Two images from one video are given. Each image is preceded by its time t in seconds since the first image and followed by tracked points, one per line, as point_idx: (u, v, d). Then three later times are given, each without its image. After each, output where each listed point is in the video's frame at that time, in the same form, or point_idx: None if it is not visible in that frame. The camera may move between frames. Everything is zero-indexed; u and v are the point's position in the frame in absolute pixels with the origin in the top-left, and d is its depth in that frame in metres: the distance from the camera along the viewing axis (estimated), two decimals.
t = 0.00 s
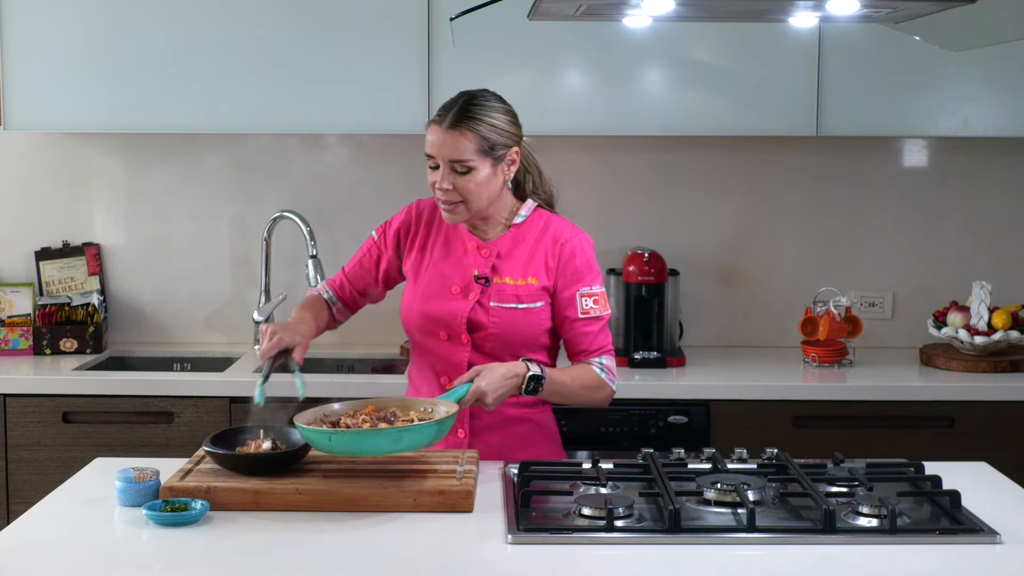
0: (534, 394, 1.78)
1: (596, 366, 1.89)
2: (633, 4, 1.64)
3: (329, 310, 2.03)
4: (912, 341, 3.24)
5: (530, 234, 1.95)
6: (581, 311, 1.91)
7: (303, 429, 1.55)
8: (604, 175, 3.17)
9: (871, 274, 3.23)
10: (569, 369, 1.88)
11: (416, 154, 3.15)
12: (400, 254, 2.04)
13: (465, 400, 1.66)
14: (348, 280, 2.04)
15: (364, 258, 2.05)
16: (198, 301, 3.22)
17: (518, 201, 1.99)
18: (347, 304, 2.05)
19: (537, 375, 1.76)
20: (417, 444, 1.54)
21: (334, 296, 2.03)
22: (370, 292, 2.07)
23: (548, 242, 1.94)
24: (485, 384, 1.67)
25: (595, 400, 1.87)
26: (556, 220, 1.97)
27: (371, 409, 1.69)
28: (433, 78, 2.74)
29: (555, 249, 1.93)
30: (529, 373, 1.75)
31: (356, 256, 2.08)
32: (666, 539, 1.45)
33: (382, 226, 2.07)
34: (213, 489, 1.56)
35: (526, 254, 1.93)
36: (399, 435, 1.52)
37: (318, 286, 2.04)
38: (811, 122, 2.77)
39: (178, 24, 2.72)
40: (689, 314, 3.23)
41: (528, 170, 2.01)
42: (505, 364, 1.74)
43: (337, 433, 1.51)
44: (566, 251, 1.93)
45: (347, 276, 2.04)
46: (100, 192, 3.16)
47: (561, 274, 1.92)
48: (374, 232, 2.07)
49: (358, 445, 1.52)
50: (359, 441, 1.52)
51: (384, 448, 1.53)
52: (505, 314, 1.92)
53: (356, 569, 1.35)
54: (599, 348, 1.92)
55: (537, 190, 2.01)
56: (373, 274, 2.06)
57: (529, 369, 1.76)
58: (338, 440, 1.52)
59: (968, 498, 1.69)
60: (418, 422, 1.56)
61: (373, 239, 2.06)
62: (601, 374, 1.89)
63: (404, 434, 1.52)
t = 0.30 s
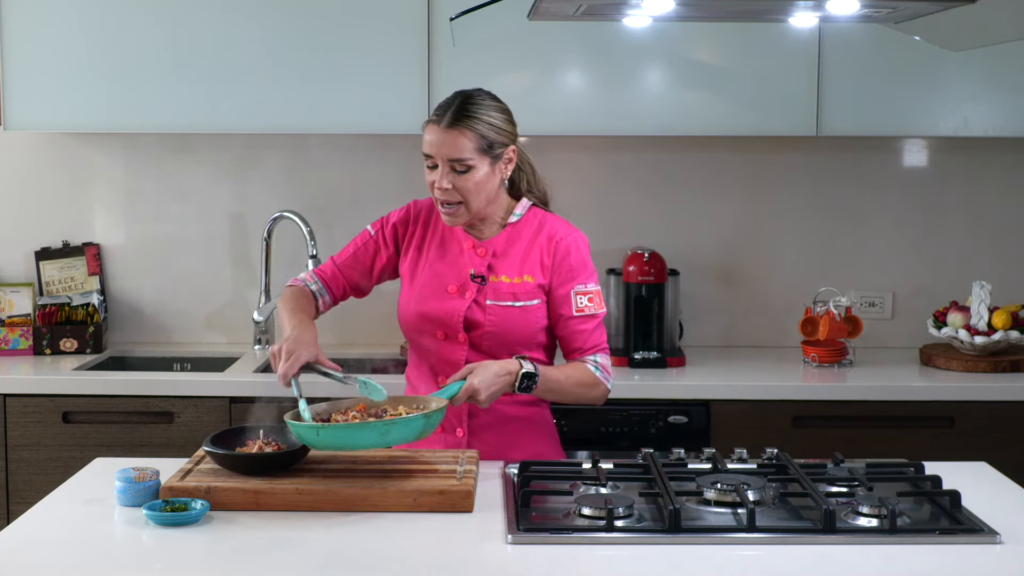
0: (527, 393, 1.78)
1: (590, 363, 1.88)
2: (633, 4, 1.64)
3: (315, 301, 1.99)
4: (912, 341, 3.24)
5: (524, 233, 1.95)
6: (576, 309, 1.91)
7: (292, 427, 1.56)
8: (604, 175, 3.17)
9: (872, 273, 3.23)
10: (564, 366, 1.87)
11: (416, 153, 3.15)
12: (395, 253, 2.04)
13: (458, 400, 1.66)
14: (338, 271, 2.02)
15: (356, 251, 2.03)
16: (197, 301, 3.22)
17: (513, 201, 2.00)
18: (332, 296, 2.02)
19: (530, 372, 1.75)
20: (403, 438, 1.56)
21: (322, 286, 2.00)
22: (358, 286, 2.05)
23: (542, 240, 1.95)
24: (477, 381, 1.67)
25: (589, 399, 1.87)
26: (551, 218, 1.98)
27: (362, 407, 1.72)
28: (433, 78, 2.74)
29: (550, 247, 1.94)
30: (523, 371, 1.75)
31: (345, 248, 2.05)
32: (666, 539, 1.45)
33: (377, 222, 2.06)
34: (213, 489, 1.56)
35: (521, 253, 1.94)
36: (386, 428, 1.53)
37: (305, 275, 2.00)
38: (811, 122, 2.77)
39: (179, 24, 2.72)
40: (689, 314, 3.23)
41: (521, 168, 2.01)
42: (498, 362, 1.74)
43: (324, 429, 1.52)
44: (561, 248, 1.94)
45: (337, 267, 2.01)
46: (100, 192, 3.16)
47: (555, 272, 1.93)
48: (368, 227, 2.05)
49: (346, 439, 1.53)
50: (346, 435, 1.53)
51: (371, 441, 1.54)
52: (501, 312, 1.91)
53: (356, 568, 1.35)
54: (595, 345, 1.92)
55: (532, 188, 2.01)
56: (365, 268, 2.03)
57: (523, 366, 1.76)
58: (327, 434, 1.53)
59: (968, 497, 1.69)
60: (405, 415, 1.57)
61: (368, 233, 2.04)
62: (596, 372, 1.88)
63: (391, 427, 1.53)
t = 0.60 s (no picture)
0: (523, 391, 1.78)
1: (587, 362, 1.88)
2: (633, 4, 1.64)
3: (309, 299, 1.99)
4: (912, 341, 3.24)
5: (521, 233, 1.95)
6: (572, 308, 1.91)
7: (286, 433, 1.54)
8: (605, 175, 3.17)
9: (872, 273, 3.23)
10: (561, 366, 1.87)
11: (416, 153, 3.15)
12: (392, 252, 2.03)
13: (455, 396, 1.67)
14: (332, 270, 2.00)
15: (352, 250, 2.01)
16: (198, 301, 3.22)
17: (509, 200, 2.00)
18: (328, 295, 2.01)
19: (527, 370, 1.76)
20: (396, 438, 1.55)
21: (316, 285, 1.99)
22: (352, 285, 2.04)
23: (539, 239, 1.94)
24: (474, 379, 1.68)
25: (589, 397, 1.86)
26: (548, 217, 1.98)
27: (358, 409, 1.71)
28: (433, 78, 2.74)
29: (546, 246, 1.94)
30: (519, 369, 1.75)
31: (342, 245, 2.03)
32: (666, 539, 1.45)
33: (373, 221, 2.04)
34: (213, 489, 1.56)
35: (518, 253, 1.93)
36: (379, 429, 1.53)
37: (299, 274, 1.99)
38: (811, 122, 2.77)
39: (178, 24, 2.72)
40: (688, 314, 3.24)
41: (518, 168, 2.02)
42: (495, 363, 1.74)
43: (318, 433, 1.51)
44: (558, 248, 1.94)
45: (332, 265, 2.00)
46: (100, 192, 3.16)
47: (552, 272, 1.93)
48: (365, 226, 2.04)
49: (339, 443, 1.52)
50: (340, 438, 1.52)
51: (364, 443, 1.53)
52: (499, 312, 1.92)
53: (356, 568, 1.35)
54: (592, 344, 1.92)
55: (527, 188, 2.02)
56: (360, 267, 2.02)
57: (518, 365, 1.76)
58: (319, 439, 1.51)
59: (968, 497, 1.69)
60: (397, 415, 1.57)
61: (364, 232, 2.03)
62: (593, 371, 1.88)
63: (384, 428, 1.53)
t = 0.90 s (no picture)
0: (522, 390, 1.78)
1: (586, 361, 1.88)
2: (633, 4, 1.64)
3: (310, 304, 1.98)
4: (912, 341, 3.24)
5: (519, 233, 1.95)
6: (570, 308, 1.91)
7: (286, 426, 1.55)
8: (605, 175, 3.17)
9: (872, 274, 3.23)
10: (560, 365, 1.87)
11: (416, 153, 3.15)
12: (391, 253, 2.03)
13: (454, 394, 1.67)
14: (332, 273, 2.00)
15: (351, 253, 2.01)
16: (198, 301, 3.22)
17: (507, 201, 2.00)
18: (327, 298, 2.01)
19: (526, 369, 1.76)
20: (395, 436, 1.55)
21: (316, 288, 1.99)
22: (351, 288, 2.03)
23: (537, 239, 1.94)
24: (473, 378, 1.68)
25: (587, 397, 1.86)
26: (546, 217, 1.98)
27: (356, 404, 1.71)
28: (433, 78, 2.74)
29: (545, 246, 1.94)
30: (519, 368, 1.76)
31: (341, 248, 2.03)
32: (666, 539, 1.45)
33: (372, 223, 2.04)
34: (213, 489, 1.56)
35: (517, 253, 1.94)
36: (377, 427, 1.52)
37: (299, 278, 1.98)
38: (811, 122, 2.77)
39: (178, 24, 2.72)
40: (688, 314, 3.24)
41: (516, 168, 2.01)
42: (493, 360, 1.74)
43: (317, 428, 1.51)
44: (556, 248, 1.94)
45: (331, 269, 2.00)
46: (100, 192, 3.16)
47: (550, 271, 1.93)
48: (363, 228, 2.04)
49: (336, 439, 1.52)
50: (338, 434, 1.52)
51: (362, 440, 1.53)
52: (498, 312, 1.92)
53: (356, 568, 1.35)
54: (590, 344, 1.92)
55: (526, 188, 2.02)
56: (359, 269, 2.02)
57: (518, 364, 1.77)
58: (318, 435, 1.52)
59: (968, 497, 1.69)
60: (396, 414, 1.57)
61: (364, 235, 2.03)
62: (592, 371, 1.88)
63: (381, 426, 1.52)
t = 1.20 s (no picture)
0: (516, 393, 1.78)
1: (580, 364, 1.88)
2: (633, 4, 1.64)
3: (303, 298, 1.97)
4: (912, 341, 3.24)
5: (517, 234, 1.95)
6: (566, 310, 1.91)
7: (275, 424, 1.54)
8: (605, 175, 3.17)
9: (872, 273, 3.23)
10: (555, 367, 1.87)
11: (416, 154, 3.15)
12: (388, 253, 2.03)
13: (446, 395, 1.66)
14: (328, 269, 2.00)
15: (347, 249, 2.01)
16: (198, 301, 3.22)
17: (506, 201, 2.00)
18: (322, 294, 2.00)
19: (519, 373, 1.76)
20: (385, 439, 1.54)
21: (311, 284, 1.98)
22: (347, 286, 2.03)
23: (535, 240, 1.95)
24: (466, 381, 1.68)
25: (581, 400, 1.87)
26: (544, 219, 1.98)
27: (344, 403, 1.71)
28: (433, 78, 2.74)
29: (542, 247, 1.94)
30: (512, 372, 1.75)
31: (337, 246, 2.03)
32: (666, 539, 1.45)
33: (369, 221, 2.05)
34: (213, 489, 1.55)
35: (514, 254, 1.94)
36: (367, 429, 1.52)
37: (294, 273, 1.98)
38: (811, 122, 2.77)
39: (178, 24, 2.72)
40: (688, 314, 3.24)
41: (515, 169, 2.01)
42: (485, 363, 1.74)
43: (307, 426, 1.51)
44: (554, 249, 1.94)
45: (327, 264, 2.00)
46: (100, 192, 3.16)
47: (547, 273, 1.93)
48: (361, 226, 2.04)
49: (325, 438, 1.52)
50: (329, 434, 1.51)
51: (352, 442, 1.53)
52: (494, 313, 1.91)
53: (356, 568, 1.35)
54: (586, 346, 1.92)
55: (524, 189, 2.02)
56: (355, 266, 2.02)
57: (511, 367, 1.76)
58: (307, 433, 1.52)
59: (968, 497, 1.69)
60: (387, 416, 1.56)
61: (360, 232, 2.03)
62: (586, 374, 1.88)
63: (372, 428, 1.52)
